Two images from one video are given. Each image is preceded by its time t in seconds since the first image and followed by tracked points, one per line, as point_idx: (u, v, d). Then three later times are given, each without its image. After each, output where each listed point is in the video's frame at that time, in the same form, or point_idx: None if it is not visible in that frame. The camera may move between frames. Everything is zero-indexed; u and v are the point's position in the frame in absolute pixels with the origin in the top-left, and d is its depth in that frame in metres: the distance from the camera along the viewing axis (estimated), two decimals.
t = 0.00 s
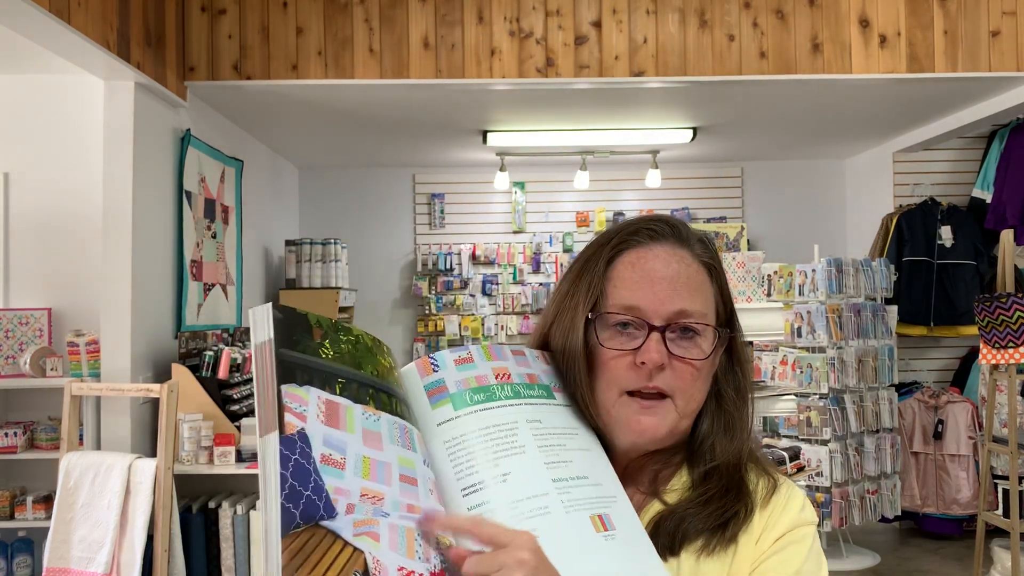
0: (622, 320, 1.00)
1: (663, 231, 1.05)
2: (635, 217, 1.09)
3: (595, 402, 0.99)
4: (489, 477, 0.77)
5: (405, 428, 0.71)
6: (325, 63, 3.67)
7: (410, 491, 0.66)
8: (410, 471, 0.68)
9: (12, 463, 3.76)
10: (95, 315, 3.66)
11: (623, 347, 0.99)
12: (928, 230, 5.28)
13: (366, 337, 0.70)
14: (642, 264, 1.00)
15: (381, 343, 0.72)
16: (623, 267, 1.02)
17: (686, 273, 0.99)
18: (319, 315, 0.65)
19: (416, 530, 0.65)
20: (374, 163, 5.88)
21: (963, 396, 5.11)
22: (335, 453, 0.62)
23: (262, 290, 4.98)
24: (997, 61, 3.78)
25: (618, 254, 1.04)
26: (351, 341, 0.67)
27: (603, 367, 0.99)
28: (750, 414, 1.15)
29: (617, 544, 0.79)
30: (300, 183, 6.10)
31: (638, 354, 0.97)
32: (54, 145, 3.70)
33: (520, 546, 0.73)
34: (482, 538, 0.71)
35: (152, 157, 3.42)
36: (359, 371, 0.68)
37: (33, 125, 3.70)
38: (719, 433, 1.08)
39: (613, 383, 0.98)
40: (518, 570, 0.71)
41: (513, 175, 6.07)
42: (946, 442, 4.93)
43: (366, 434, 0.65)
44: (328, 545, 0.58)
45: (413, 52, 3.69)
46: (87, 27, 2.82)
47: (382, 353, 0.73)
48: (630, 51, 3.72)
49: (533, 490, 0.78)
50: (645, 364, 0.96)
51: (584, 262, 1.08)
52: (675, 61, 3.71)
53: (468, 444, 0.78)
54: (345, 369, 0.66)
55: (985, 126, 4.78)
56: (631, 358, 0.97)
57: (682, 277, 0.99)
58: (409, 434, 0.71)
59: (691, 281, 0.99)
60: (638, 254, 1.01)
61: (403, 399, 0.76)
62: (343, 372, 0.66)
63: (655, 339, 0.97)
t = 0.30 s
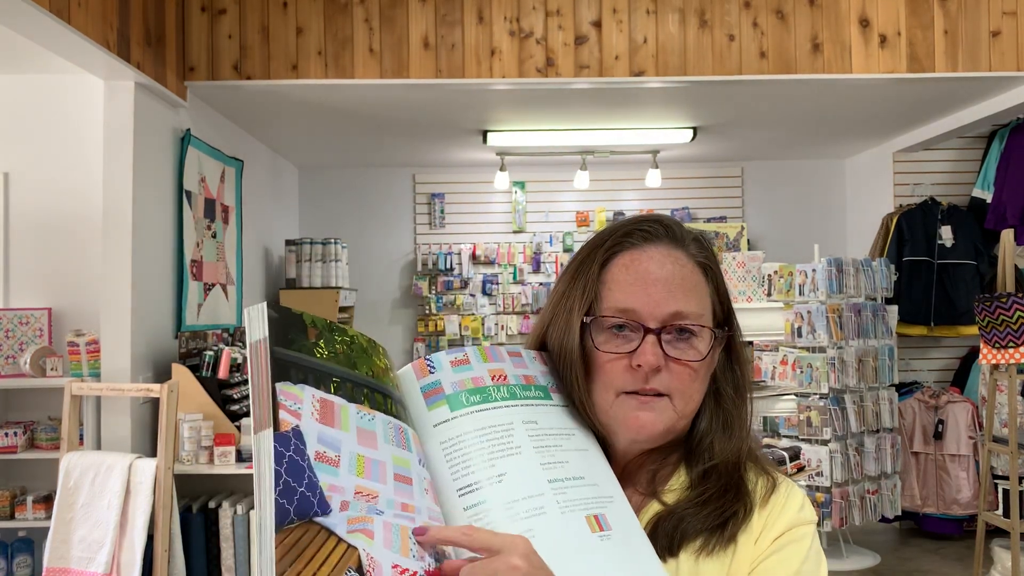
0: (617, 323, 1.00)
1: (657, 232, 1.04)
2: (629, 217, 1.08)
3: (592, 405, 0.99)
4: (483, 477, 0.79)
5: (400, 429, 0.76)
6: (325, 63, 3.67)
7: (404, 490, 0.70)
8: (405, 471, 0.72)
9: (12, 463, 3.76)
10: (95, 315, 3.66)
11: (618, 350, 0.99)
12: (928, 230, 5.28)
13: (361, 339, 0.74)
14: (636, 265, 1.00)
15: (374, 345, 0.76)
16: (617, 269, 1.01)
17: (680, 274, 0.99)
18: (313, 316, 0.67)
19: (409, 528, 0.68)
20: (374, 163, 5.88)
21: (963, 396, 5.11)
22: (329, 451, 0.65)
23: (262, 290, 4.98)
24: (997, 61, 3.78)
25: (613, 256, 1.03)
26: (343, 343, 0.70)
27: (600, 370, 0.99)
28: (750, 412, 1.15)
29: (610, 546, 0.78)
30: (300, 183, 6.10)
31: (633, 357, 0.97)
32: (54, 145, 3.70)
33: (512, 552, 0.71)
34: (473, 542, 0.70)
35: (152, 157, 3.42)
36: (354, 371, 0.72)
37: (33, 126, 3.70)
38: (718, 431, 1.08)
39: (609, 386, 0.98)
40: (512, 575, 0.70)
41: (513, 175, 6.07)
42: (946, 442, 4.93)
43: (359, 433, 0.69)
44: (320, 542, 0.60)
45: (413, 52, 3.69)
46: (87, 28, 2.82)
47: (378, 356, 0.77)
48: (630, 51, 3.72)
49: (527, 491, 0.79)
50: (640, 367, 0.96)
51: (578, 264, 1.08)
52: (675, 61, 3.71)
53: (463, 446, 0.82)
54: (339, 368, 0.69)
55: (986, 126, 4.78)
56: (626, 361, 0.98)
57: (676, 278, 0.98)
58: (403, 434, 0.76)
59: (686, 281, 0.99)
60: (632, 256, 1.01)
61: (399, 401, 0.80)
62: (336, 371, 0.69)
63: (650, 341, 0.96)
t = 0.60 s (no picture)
0: (612, 322, 1.00)
1: (651, 232, 1.04)
2: (623, 218, 1.09)
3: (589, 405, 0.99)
4: (478, 480, 0.80)
5: (394, 430, 0.75)
6: (325, 63, 3.67)
7: (401, 491, 0.70)
8: (401, 472, 0.72)
9: (12, 463, 3.76)
10: (95, 314, 3.66)
11: (614, 349, 0.99)
12: (928, 230, 5.29)
13: (355, 342, 0.74)
14: (631, 265, 1.00)
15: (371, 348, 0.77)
16: (612, 268, 1.01)
17: (675, 272, 0.99)
18: (309, 319, 0.68)
19: (407, 529, 0.67)
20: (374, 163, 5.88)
21: (963, 396, 5.11)
22: (328, 452, 0.65)
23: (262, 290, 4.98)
24: (997, 60, 3.78)
25: (607, 255, 1.04)
26: (340, 346, 0.71)
27: (597, 370, 0.99)
28: (745, 410, 1.15)
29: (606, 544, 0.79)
30: (300, 183, 6.10)
31: (630, 356, 0.97)
32: (54, 145, 3.70)
33: (510, 551, 0.72)
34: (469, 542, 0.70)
35: (152, 157, 3.42)
36: (350, 373, 0.72)
37: (33, 126, 3.70)
38: (714, 430, 1.08)
39: (607, 385, 0.98)
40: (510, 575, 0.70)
41: (513, 175, 6.08)
42: (946, 442, 4.93)
43: (356, 434, 0.69)
44: (319, 542, 0.61)
45: (413, 52, 3.68)
46: (87, 28, 2.82)
47: (373, 359, 0.77)
48: (630, 51, 3.71)
49: (521, 491, 0.80)
50: (637, 366, 0.96)
51: (573, 264, 1.08)
52: (675, 61, 3.71)
53: (457, 449, 0.82)
54: (335, 371, 0.70)
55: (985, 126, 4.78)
56: (623, 360, 0.97)
57: (671, 277, 0.99)
58: (397, 437, 0.75)
59: (680, 280, 0.99)
60: (627, 256, 1.01)
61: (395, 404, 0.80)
62: (333, 373, 0.69)
63: (646, 340, 0.96)
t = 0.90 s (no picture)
0: (601, 315, 0.99)
1: (637, 225, 1.05)
2: (609, 214, 1.09)
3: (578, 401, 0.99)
4: (461, 482, 0.73)
5: (379, 437, 0.72)
6: (325, 63, 3.67)
7: (390, 496, 0.67)
8: (388, 476, 0.69)
9: (12, 464, 3.76)
10: (95, 314, 3.66)
11: (602, 342, 0.98)
12: (928, 230, 5.29)
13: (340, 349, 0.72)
14: (618, 257, 1.00)
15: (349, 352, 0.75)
16: (599, 262, 1.02)
17: (661, 264, 0.99)
18: (295, 324, 0.68)
19: (396, 532, 0.65)
20: (374, 162, 5.88)
21: (963, 395, 5.11)
22: (321, 455, 0.63)
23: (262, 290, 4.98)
24: (997, 60, 3.78)
25: (594, 249, 1.04)
26: (326, 350, 0.70)
27: (585, 364, 0.99)
28: (736, 410, 1.16)
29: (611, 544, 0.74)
30: (300, 183, 6.10)
31: (618, 348, 0.96)
32: (54, 145, 3.70)
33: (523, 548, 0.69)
34: (467, 547, 0.68)
35: (151, 157, 3.42)
36: (335, 378, 0.69)
37: (33, 125, 3.70)
38: (707, 429, 1.09)
39: (595, 379, 0.98)
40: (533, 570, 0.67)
41: (513, 174, 6.07)
42: (946, 442, 4.93)
43: (346, 438, 0.66)
44: (318, 544, 0.60)
45: (413, 52, 3.68)
46: (86, 26, 2.82)
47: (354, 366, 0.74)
48: (630, 51, 3.72)
49: (505, 492, 0.73)
50: (625, 357, 0.95)
51: (560, 260, 1.08)
52: (675, 61, 3.71)
53: (439, 452, 0.75)
54: (323, 376, 0.67)
55: (986, 126, 4.78)
56: (611, 352, 0.97)
57: (657, 268, 0.99)
58: (381, 442, 0.72)
59: (667, 272, 0.99)
60: (613, 248, 1.01)
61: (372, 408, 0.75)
62: (321, 379, 0.67)
63: (634, 331, 0.96)
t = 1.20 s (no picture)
0: (581, 312, 1.00)
1: (616, 224, 1.06)
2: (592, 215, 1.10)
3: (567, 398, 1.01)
4: (451, 484, 0.73)
5: (369, 440, 0.72)
6: (325, 63, 3.67)
7: (383, 499, 0.67)
8: (379, 480, 0.69)
9: (12, 464, 3.76)
10: (95, 314, 3.66)
11: (582, 339, 0.98)
12: (928, 230, 5.29)
13: (327, 355, 0.74)
14: (596, 255, 1.01)
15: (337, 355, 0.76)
16: (580, 260, 1.02)
17: (639, 260, 1.00)
18: (284, 330, 0.69)
19: (391, 535, 0.64)
20: (374, 162, 5.88)
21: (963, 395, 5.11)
22: (313, 459, 0.63)
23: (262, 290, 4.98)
24: (997, 60, 3.78)
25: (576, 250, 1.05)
26: (315, 355, 0.71)
27: (570, 363, 0.99)
28: (731, 410, 1.16)
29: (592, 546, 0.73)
30: (300, 183, 6.10)
31: (597, 343, 0.96)
32: (53, 145, 3.70)
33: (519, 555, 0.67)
34: (461, 548, 0.68)
35: (151, 156, 3.42)
36: (324, 383, 0.70)
37: (33, 125, 3.70)
38: (701, 430, 1.09)
39: (578, 377, 0.98)
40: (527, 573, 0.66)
41: (513, 174, 6.07)
42: (946, 442, 4.93)
43: (338, 442, 0.67)
44: (312, 549, 0.59)
45: (413, 52, 3.68)
46: (86, 26, 2.82)
47: (342, 373, 0.75)
48: (630, 51, 3.72)
49: (497, 492, 0.72)
50: (603, 352, 0.95)
51: (548, 264, 1.10)
52: (675, 61, 3.71)
53: (428, 455, 0.75)
54: (312, 381, 0.69)
55: (986, 126, 4.78)
56: (591, 348, 0.97)
57: (634, 263, 0.99)
58: (372, 445, 0.72)
59: (645, 267, 0.99)
60: (593, 247, 1.02)
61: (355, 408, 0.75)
62: (311, 383, 0.68)
63: (612, 327, 0.96)
